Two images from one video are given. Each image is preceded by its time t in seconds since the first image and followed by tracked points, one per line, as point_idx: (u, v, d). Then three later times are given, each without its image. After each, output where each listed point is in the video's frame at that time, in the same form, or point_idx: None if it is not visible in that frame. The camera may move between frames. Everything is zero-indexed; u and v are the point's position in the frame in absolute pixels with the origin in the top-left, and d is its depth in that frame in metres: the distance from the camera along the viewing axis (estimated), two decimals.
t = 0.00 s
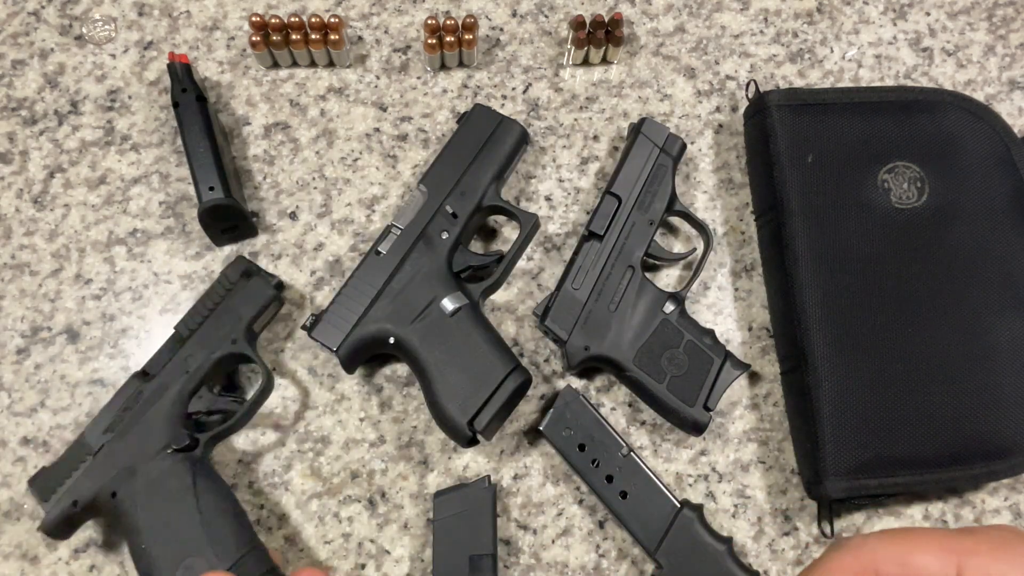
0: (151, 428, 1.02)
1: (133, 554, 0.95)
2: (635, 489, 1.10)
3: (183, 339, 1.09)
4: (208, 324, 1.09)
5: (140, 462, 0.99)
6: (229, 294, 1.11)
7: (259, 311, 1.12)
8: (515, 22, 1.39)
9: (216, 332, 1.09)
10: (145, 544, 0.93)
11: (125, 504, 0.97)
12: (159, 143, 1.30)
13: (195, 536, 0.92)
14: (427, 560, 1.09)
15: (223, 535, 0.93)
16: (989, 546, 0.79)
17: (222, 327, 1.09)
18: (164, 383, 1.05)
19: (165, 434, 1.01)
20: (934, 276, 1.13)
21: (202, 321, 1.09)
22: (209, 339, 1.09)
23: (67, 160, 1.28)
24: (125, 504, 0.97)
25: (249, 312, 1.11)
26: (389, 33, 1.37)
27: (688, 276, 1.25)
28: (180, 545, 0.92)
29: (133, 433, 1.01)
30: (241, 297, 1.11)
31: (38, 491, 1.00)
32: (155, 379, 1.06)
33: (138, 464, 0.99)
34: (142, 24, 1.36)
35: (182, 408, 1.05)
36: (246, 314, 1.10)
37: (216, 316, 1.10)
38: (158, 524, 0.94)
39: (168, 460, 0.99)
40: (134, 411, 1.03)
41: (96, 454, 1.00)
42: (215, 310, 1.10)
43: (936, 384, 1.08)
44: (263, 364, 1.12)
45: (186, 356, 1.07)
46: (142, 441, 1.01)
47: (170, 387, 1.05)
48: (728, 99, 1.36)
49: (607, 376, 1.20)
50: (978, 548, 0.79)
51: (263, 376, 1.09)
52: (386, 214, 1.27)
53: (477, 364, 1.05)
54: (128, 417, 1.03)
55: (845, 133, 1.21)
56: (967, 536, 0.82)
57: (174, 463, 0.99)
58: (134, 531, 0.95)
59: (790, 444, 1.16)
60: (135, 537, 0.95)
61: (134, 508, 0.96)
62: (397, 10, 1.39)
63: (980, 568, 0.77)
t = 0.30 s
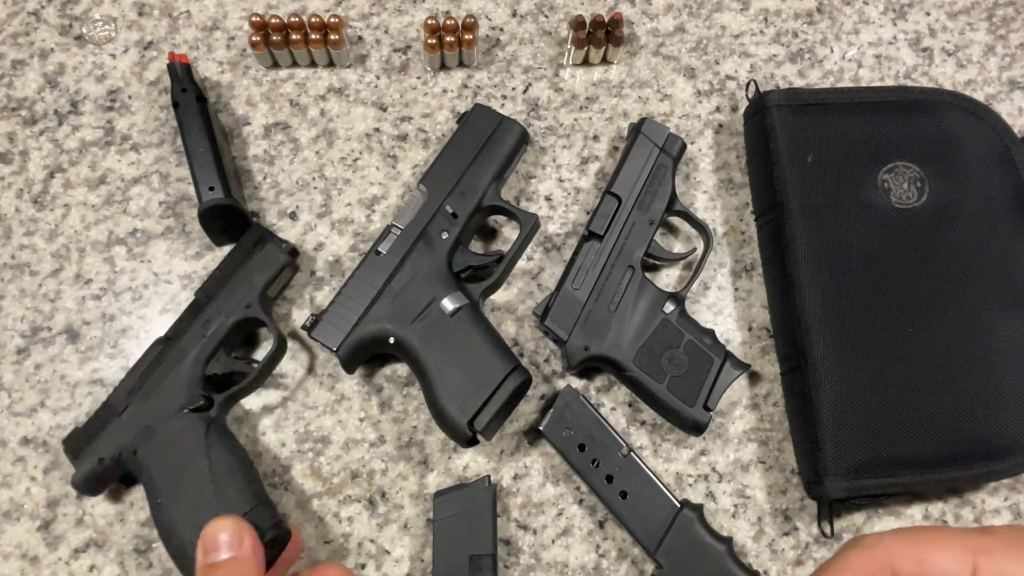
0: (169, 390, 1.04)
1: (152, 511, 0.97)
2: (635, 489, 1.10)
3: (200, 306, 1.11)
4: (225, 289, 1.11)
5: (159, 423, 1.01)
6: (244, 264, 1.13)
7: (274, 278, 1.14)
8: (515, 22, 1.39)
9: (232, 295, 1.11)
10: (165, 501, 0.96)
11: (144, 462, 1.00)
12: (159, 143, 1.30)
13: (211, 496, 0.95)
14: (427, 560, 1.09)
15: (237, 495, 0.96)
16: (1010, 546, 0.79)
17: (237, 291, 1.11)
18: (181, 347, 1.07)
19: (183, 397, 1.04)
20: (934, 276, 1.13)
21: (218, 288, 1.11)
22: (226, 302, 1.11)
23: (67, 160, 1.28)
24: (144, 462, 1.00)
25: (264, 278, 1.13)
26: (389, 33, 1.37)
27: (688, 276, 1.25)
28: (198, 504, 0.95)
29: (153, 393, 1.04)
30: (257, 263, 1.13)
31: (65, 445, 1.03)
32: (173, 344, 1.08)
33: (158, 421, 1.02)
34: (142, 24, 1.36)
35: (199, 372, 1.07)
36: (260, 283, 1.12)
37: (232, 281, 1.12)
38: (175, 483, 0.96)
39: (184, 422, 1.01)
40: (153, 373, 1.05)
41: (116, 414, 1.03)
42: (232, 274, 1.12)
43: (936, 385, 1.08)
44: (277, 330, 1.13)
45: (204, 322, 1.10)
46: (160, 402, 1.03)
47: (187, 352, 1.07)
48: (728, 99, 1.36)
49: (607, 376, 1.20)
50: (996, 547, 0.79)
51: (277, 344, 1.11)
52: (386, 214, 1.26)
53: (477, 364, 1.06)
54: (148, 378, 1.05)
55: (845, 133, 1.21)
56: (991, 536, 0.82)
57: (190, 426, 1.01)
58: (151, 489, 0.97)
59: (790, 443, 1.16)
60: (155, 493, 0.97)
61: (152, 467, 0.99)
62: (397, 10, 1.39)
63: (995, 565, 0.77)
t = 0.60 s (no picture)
0: (188, 376, 1.09)
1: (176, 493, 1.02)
2: (635, 489, 1.10)
3: (213, 293, 1.14)
4: (236, 277, 1.15)
5: (179, 408, 1.06)
6: (254, 251, 1.15)
7: (285, 267, 1.17)
8: (515, 22, 1.39)
9: (244, 284, 1.15)
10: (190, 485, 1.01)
11: (166, 446, 1.05)
12: (159, 143, 1.30)
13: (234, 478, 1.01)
14: (427, 560, 1.09)
15: (257, 475, 1.01)
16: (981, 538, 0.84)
17: (249, 280, 1.15)
18: (197, 334, 1.12)
19: (201, 382, 1.09)
20: (933, 276, 1.13)
21: (230, 276, 1.14)
22: (240, 291, 1.15)
23: (67, 160, 1.28)
24: (167, 447, 1.05)
25: (274, 267, 1.16)
26: (389, 33, 1.37)
27: (688, 276, 1.25)
28: (221, 488, 1.00)
29: (170, 380, 1.08)
30: (267, 251, 1.16)
31: (79, 431, 1.06)
32: (188, 330, 1.12)
33: (178, 408, 1.07)
34: (142, 24, 1.36)
35: (214, 360, 1.11)
36: (272, 271, 1.16)
37: (243, 270, 1.15)
38: (199, 465, 1.02)
39: (204, 409, 1.06)
40: (171, 359, 1.10)
41: (136, 399, 1.07)
42: (242, 263, 1.15)
43: (936, 385, 1.08)
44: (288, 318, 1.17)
45: (216, 310, 1.13)
46: (180, 390, 1.08)
47: (203, 340, 1.12)
48: (728, 99, 1.36)
49: (607, 376, 1.20)
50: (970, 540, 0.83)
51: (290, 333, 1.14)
52: (386, 214, 1.26)
53: (477, 364, 1.06)
54: (165, 364, 1.09)
55: (845, 133, 1.21)
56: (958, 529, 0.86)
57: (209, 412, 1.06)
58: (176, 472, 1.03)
59: (790, 443, 1.16)
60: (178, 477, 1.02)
61: (175, 450, 1.04)
62: (397, 10, 1.39)
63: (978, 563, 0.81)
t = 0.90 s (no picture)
0: (192, 376, 1.09)
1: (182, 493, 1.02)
2: (636, 489, 1.10)
3: (216, 292, 1.14)
4: (239, 277, 1.15)
5: (183, 408, 1.06)
6: (256, 251, 1.15)
7: (287, 266, 1.17)
8: (515, 22, 1.39)
9: (247, 283, 1.15)
10: (197, 485, 1.01)
11: (171, 446, 1.05)
12: (159, 143, 1.29)
13: (241, 478, 1.01)
14: (427, 560, 1.09)
15: (263, 473, 1.02)
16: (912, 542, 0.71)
17: (252, 280, 1.15)
18: (199, 334, 1.12)
19: (206, 382, 1.09)
20: (933, 276, 1.13)
21: (232, 276, 1.14)
22: (242, 291, 1.15)
23: (67, 160, 1.28)
24: (172, 446, 1.05)
25: (277, 266, 1.16)
26: (389, 33, 1.37)
27: (688, 276, 1.25)
28: (228, 487, 1.01)
29: (175, 381, 1.08)
30: (270, 251, 1.16)
31: (83, 432, 1.05)
32: (190, 330, 1.12)
33: (184, 407, 1.07)
34: (142, 24, 1.36)
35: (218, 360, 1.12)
36: (274, 271, 1.16)
37: (247, 269, 1.15)
38: (205, 466, 1.02)
39: (210, 409, 1.07)
40: (174, 360, 1.10)
41: (139, 400, 1.07)
42: (245, 262, 1.15)
43: (936, 384, 1.08)
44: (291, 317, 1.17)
45: (219, 310, 1.13)
46: (186, 390, 1.08)
47: (206, 340, 1.12)
48: (728, 99, 1.36)
49: (607, 376, 1.20)
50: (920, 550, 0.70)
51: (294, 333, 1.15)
52: (386, 214, 1.26)
53: (478, 364, 1.06)
54: (168, 364, 1.09)
55: (845, 133, 1.21)
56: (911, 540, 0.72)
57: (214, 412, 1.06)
58: (182, 472, 1.03)
59: (790, 443, 1.16)
60: (185, 477, 1.02)
61: (181, 449, 1.04)
62: (397, 10, 1.39)
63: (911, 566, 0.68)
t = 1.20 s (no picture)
0: (192, 376, 1.09)
1: (182, 493, 1.02)
2: (636, 489, 1.10)
3: (216, 292, 1.14)
4: (239, 277, 1.15)
5: (183, 408, 1.06)
6: (256, 251, 1.15)
7: (287, 266, 1.17)
8: (515, 22, 1.39)
9: (247, 284, 1.15)
10: (197, 485, 1.01)
11: (171, 446, 1.05)
12: (159, 143, 1.29)
13: (242, 478, 1.01)
14: (427, 560, 1.09)
15: (264, 474, 1.02)
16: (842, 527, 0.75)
17: (251, 280, 1.15)
18: (199, 334, 1.12)
19: (206, 382, 1.09)
20: (933, 276, 1.13)
21: (231, 276, 1.14)
22: (243, 291, 1.15)
23: (67, 160, 1.28)
24: (172, 446, 1.05)
25: (277, 266, 1.16)
26: (389, 33, 1.37)
27: (688, 276, 1.25)
28: (229, 488, 1.01)
29: (175, 380, 1.08)
30: (270, 250, 1.16)
31: (83, 432, 1.05)
32: (190, 330, 1.12)
33: (184, 408, 1.07)
34: (142, 24, 1.36)
35: (218, 360, 1.11)
36: (274, 271, 1.16)
37: (247, 269, 1.15)
38: (206, 467, 1.02)
39: (210, 409, 1.07)
40: (174, 360, 1.10)
41: (139, 400, 1.07)
42: (246, 262, 1.15)
43: (936, 384, 1.08)
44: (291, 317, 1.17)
45: (219, 311, 1.13)
46: (186, 390, 1.08)
47: (206, 340, 1.12)
48: (729, 99, 1.36)
49: (607, 376, 1.20)
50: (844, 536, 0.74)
51: (294, 333, 1.15)
52: (386, 214, 1.26)
53: (477, 364, 1.05)
54: (168, 364, 1.10)
55: (845, 133, 1.21)
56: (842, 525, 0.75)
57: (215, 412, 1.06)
58: (182, 473, 1.03)
59: (790, 443, 1.16)
60: (184, 477, 1.02)
61: (181, 449, 1.04)
62: (397, 10, 1.39)
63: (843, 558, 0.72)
